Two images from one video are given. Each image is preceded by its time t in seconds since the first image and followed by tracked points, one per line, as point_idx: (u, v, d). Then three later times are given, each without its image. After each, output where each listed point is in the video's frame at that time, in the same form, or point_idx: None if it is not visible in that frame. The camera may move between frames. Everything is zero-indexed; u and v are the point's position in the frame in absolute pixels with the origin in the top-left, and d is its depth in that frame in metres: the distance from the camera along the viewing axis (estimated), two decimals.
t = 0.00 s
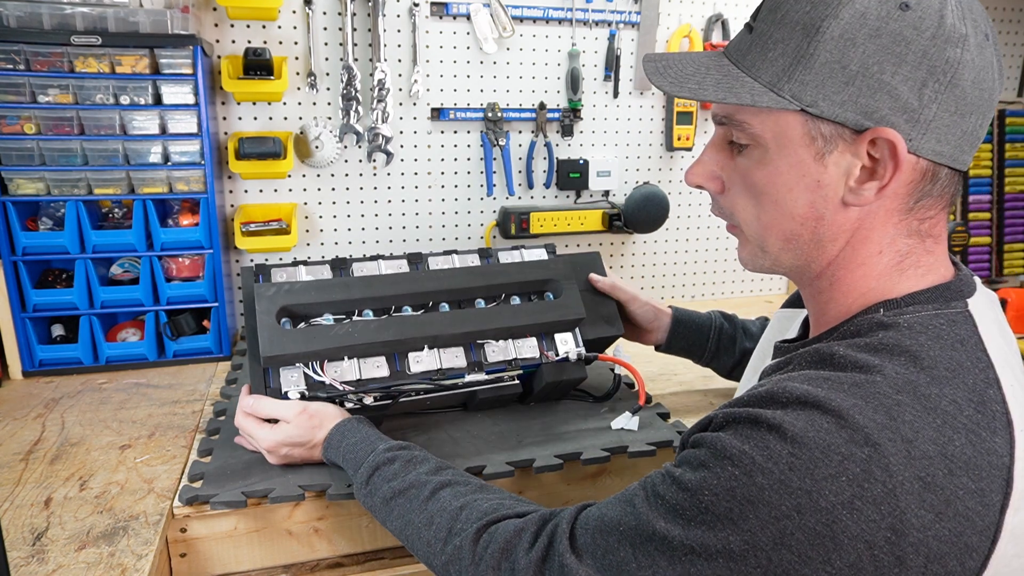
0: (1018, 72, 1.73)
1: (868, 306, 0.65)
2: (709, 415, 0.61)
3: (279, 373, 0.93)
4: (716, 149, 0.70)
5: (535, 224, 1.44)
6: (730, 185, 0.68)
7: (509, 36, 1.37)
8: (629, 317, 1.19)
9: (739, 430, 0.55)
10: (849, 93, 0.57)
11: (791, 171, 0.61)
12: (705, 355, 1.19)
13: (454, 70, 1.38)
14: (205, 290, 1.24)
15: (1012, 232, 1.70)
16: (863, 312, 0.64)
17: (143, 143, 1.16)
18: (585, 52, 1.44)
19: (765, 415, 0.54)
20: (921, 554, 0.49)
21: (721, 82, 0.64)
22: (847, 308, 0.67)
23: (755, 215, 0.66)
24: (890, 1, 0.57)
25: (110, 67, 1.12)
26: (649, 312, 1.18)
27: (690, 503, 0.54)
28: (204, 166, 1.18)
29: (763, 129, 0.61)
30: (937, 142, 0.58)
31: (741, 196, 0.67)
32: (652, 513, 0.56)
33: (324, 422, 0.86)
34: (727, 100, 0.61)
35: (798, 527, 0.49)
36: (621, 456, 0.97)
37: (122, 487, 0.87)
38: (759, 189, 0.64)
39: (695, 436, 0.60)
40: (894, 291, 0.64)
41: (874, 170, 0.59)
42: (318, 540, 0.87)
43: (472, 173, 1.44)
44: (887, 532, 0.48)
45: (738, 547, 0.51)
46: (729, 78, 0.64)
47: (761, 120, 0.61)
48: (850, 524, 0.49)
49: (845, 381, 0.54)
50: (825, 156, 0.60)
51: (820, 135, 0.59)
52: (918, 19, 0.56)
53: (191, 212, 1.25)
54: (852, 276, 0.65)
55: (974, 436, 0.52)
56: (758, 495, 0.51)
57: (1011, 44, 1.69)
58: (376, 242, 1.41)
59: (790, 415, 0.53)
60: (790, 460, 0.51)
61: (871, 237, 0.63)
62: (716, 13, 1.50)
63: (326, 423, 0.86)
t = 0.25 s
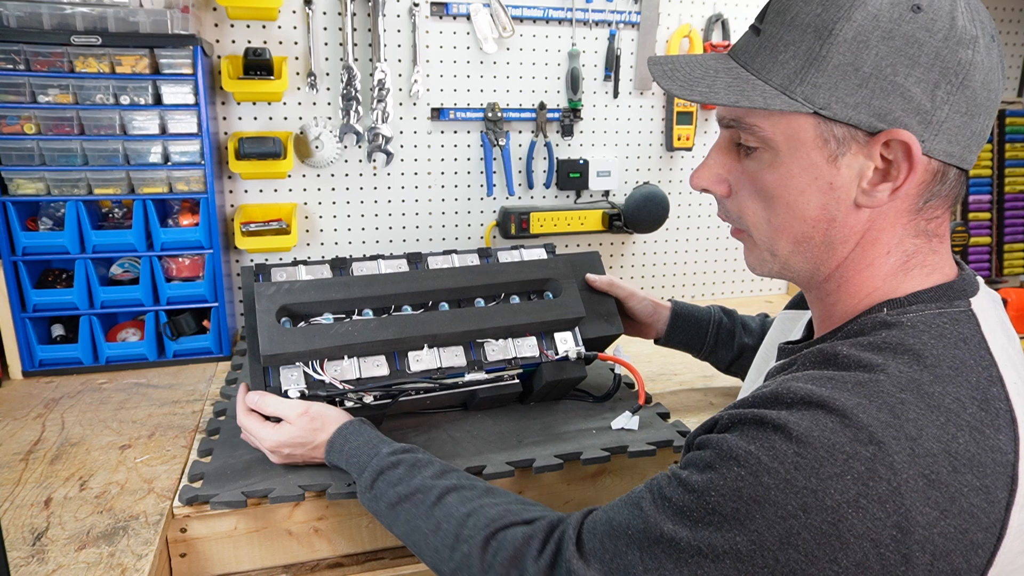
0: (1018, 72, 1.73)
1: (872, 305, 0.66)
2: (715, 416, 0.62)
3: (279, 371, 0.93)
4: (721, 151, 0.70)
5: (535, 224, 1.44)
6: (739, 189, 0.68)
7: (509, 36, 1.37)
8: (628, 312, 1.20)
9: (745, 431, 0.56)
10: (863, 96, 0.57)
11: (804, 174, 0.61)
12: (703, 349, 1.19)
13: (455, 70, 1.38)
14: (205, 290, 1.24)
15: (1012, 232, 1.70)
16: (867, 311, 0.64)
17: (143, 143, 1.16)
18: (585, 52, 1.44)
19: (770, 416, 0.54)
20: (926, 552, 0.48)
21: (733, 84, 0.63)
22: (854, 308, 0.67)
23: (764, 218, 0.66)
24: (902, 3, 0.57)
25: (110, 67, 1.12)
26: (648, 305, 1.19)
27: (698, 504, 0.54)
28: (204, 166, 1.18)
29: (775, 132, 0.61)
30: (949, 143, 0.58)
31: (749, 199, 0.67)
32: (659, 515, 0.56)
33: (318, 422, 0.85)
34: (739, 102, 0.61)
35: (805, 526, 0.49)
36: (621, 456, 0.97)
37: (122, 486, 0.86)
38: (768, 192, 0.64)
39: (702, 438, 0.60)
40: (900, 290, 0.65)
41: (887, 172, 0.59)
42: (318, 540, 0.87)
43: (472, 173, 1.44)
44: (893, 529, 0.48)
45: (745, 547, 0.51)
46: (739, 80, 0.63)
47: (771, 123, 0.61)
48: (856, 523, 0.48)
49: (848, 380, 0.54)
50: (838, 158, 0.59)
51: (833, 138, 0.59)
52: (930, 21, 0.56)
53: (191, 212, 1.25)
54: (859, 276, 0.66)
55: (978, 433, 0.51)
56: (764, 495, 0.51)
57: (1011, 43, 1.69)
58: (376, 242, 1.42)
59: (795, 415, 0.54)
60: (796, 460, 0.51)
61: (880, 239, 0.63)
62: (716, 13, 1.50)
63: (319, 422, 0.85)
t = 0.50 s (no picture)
0: (1018, 72, 1.73)
1: (872, 304, 0.66)
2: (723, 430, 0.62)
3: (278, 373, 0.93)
4: (722, 152, 0.69)
5: (535, 224, 1.44)
6: (741, 189, 0.67)
7: (509, 36, 1.37)
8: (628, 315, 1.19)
9: (754, 444, 0.56)
10: (868, 97, 0.57)
11: (809, 175, 0.61)
12: (705, 351, 1.19)
13: (454, 70, 1.38)
14: (205, 290, 1.24)
15: (1012, 232, 1.70)
16: (867, 311, 0.64)
17: (143, 143, 1.16)
18: (585, 52, 1.44)
19: (776, 427, 0.54)
20: (947, 551, 0.48)
21: (737, 86, 0.63)
22: (854, 308, 0.67)
23: (766, 218, 0.66)
24: (907, 5, 0.57)
25: (110, 67, 1.12)
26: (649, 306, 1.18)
27: (717, 526, 0.54)
28: (204, 166, 1.18)
29: (779, 134, 0.61)
30: (951, 144, 0.58)
31: (751, 199, 0.66)
32: (681, 542, 0.56)
33: (363, 395, 0.78)
34: (745, 104, 0.61)
35: (825, 536, 0.49)
36: (621, 456, 0.97)
37: (123, 486, 0.87)
38: (771, 192, 0.64)
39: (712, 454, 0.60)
40: (900, 290, 0.65)
41: (892, 172, 0.59)
42: (318, 540, 0.87)
43: (472, 173, 1.44)
44: (912, 531, 0.48)
45: (770, 565, 0.51)
46: (745, 82, 0.63)
47: (775, 124, 0.61)
48: (876, 528, 0.48)
49: (852, 383, 0.55)
50: (843, 160, 0.59)
51: (838, 139, 0.59)
52: (935, 23, 0.56)
53: (191, 212, 1.25)
54: (859, 276, 0.66)
55: (986, 428, 0.51)
56: (782, 509, 0.51)
57: (1012, 44, 1.69)
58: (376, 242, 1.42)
59: (801, 423, 0.54)
60: (809, 470, 0.51)
61: (882, 238, 0.63)
62: (716, 13, 1.50)
63: (366, 396, 0.78)
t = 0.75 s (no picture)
0: (1018, 73, 1.73)
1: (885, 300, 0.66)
2: (733, 407, 0.61)
3: (278, 374, 0.94)
4: (730, 154, 0.69)
5: (535, 224, 1.44)
6: (751, 190, 0.67)
7: (509, 36, 1.37)
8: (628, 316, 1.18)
9: (767, 423, 0.55)
10: (880, 97, 0.57)
11: (820, 176, 0.61)
12: (705, 352, 1.19)
13: (454, 70, 1.38)
14: (205, 289, 1.24)
15: (1012, 232, 1.70)
16: (879, 307, 0.65)
17: (143, 143, 1.16)
18: (585, 52, 1.44)
19: (793, 407, 0.54)
20: (952, 542, 0.48)
21: (748, 90, 0.62)
22: (865, 304, 0.68)
23: (776, 219, 0.65)
24: (915, 3, 0.57)
25: (110, 67, 1.12)
26: (648, 305, 1.18)
27: (722, 497, 0.53)
28: (204, 166, 1.18)
29: (789, 136, 0.61)
30: (963, 140, 0.58)
31: (761, 200, 0.66)
32: (680, 508, 0.55)
33: (369, 333, 0.72)
34: (755, 106, 0.60)
35: (834, 519, 0.49)
36: (621, 456, 0.97)
37: (122, 486, 0.87)
38: (781, 194, 0.64)
39: (721, 430, 0.59)
40: (914, 286, 0.65)
41: (904, 171, 0.59)
42: (318, 540, 0.87)
43: (472, 173, 1.44)
44: (920, 521, 0.48)
45: (774, 541, 0.50)
46: (753, 85, 0.63)
47: (786, 127, 0.60)
48: (885, 515, 0.48)
49: (870, 372, 0.54)
50: (856, 160, 0.59)
51: (851, 139, 0.59)
52: (945, 21, 0.56)
53: (191, 212, 1.25)
54: (871, 274, 0.66)
55: (1000, 424, 0.51)
56: (793, 486, 0.50)
57: (1012, 43, 1.69)
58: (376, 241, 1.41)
59: (818, 407, 0.53)
60: (824, 451, 0.50)
61: (893, 236, 0.63)
62: (716, 13, 1.50)
63: (372, 336, 0.72)
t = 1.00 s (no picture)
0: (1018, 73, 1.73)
1: (886, 299, 0.66)
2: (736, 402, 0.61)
3: (278, 374, 0.94)
4: (733, 151, 0.69)
5: (535, 224, 1.44)
6: (753, 190, 0.67)
7: (509, 36, 1.37)
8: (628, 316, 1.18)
9: (770, 417, 0.55)
10: (882, 96, 0.57)
11: (821, 175, 0.61)
12: (705, 352, 1.19)
13: (454, 70, 1.38)
14: (205, 290, 1.24)
15: (1012, 232, 1.70)
16: (882, 306, 0.64)
17: (143, 143, 1.16)
18: (585, 52, 1.44)
19: (796, 402, 0.54)
20: (952, 540, 0.48)
21: (750, 86, 0.62)
22: (868, 304, 0.67)
23: (779, 218, 0.65)
24: (920, 3, 0.57)
25: (110, 67, 1.12)
26: (648, 305, 1.18)
27: (721, 487, 0.53)
28: (204, 166, 1.18)
29: (792, 133, 0.61)
30: (964, 142, 0.58)
31: (762, 199, 0.66)
32: (680, 497, 0.55)
33: (377, 317, 0.80)
34: (757, 104, 0.60)
35: (834, 512, 0.49)
36: (621, 456, 0.97)
37: (122, 487, 0.87)
38: (782, 192, 0.64)
39: (723, 423, 0.59)
40: (915, 285, 0.65)
41: (905, 171, 0.60)
42: (318, 540, 0.87)
43: (472, 173, 1.44)
44: (921, 517, 0.48)
45: (773, 533, 0.50)
46: (756, 82, 0.63)
47: (789, 125, 0.60)
48: (885, 510, 0.48)
49: (873, 369, 0.54)
50: (856, 159, 0.59)
51: (851, 138, 0.59)
52: (948, 21, 0.56)
53: (191, 212, 1.25)
54: (873, 274, 0.66)
55: (1002, 424, 0.51)
56: (794, 478, 0.50)
57: (1013, 43, 1.69)
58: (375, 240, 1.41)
59: (822, 402, 0.53)
60: (826, 445, 0.50)
61: (894, 236, 0.63)
62: (716, 13, 1.50)
63: (380, 319, 0.80)
